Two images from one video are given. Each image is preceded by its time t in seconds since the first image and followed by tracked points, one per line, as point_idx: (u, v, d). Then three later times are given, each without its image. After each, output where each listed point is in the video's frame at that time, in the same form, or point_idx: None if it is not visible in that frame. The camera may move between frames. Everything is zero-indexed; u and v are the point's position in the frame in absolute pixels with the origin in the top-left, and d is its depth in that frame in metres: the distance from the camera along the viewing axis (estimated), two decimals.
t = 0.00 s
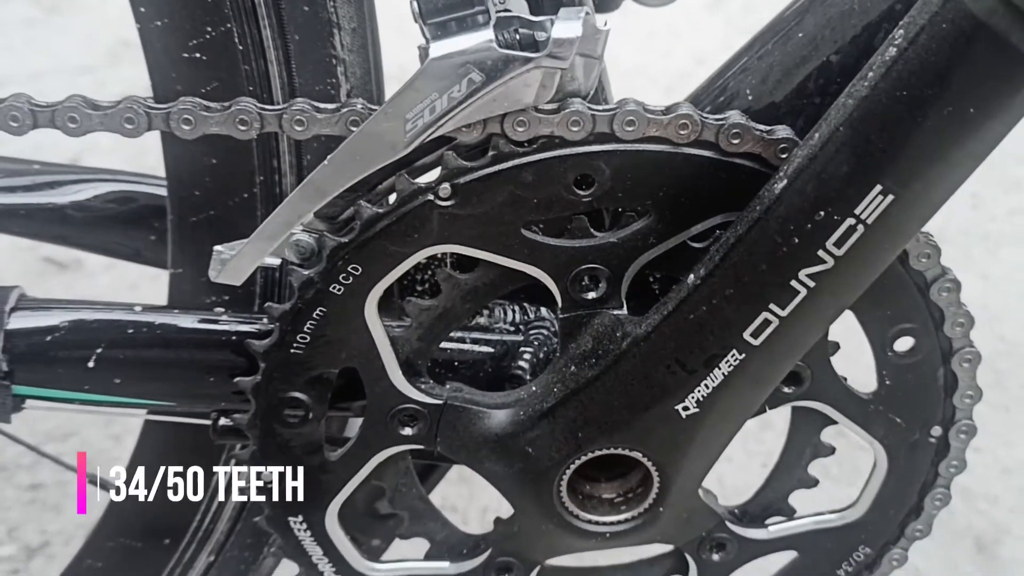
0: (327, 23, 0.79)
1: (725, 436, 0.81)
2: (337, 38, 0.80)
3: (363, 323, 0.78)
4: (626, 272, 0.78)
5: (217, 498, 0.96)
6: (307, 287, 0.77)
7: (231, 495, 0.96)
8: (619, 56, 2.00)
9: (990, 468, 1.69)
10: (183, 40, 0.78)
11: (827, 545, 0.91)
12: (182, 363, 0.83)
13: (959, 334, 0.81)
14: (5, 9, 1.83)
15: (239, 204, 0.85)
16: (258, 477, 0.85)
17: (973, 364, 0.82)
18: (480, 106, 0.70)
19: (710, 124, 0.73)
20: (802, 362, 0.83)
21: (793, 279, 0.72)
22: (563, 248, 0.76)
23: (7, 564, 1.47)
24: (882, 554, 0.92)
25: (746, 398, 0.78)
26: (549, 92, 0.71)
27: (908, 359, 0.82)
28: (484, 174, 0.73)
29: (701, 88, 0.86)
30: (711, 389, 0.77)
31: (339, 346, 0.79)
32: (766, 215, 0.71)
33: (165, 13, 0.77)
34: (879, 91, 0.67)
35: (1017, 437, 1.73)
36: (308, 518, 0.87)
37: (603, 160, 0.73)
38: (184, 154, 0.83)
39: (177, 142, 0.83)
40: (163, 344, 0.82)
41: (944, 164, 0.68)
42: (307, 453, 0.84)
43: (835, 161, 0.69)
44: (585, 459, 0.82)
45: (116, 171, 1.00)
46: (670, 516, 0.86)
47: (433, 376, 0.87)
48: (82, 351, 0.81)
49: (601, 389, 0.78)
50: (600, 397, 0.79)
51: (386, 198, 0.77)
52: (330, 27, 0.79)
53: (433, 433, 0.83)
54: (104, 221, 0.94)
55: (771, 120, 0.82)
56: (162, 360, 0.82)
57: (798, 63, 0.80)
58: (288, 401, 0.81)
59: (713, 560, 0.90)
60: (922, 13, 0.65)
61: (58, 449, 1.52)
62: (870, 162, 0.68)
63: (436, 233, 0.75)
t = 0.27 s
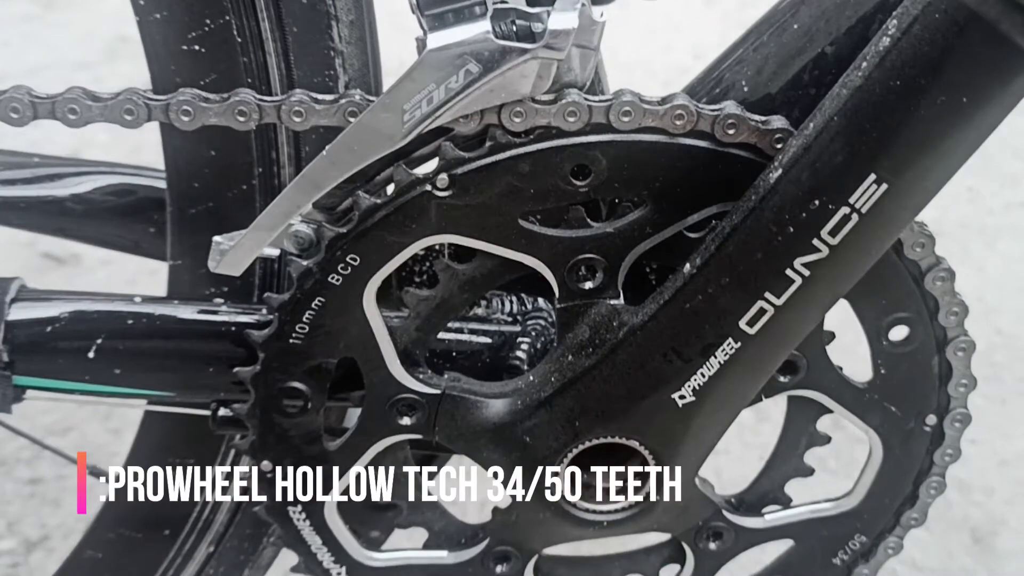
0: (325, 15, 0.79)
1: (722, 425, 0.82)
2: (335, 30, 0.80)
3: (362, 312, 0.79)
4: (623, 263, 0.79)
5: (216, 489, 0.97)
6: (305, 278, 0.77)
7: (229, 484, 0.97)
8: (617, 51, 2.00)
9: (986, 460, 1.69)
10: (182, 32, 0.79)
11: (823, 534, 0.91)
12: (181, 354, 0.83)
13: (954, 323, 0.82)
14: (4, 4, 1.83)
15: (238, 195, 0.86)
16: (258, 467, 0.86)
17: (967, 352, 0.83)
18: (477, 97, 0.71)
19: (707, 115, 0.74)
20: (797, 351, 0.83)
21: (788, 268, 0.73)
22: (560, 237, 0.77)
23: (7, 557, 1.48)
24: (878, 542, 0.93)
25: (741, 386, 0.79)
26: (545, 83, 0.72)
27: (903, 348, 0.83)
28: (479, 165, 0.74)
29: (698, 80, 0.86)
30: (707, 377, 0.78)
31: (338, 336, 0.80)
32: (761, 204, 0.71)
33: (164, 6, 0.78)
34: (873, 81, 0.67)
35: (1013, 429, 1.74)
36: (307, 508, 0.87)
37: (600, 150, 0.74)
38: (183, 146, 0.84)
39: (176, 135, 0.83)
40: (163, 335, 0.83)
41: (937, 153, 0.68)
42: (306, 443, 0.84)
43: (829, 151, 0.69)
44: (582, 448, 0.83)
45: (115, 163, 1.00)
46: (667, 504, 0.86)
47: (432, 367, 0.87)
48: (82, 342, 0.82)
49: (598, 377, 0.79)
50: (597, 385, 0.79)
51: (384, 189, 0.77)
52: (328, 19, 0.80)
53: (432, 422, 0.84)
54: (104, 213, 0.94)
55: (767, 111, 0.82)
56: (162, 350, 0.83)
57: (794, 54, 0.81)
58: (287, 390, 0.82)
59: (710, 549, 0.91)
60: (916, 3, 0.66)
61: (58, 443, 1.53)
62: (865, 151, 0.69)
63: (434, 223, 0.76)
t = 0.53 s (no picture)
0: (321, 5, 0.80)
1: (719, 413, 0.82)
2: (332, 20, 0.81)
3: (360, 302, 0.79)
4: (619, 252, 0.79)
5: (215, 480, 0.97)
6: (303, 267, 0.78)
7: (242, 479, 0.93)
8: (614, 46, 2.00)
9: (983, 453, 1.70)
10: (179, 22, 0.78)
11: (819, 523, 0.92)
12: (179, 344, 0.83)
13: (949, 311, 0.82)
14: None
15: (235, 186, 0.86)
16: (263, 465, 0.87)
17: (962, 341, 0.83)
18: (474, 86, 0.71)
19: (702, 103, 0.74)
20: (793, 340, 0.83)
21: (783, 256, 0.73)
22: (557, 227, 0.77)
23: (7, 551, 1.48)
24: (874, 531, 0.93)
25: (738, 375, 0.79)
26: (541, 71, 0.72)
27: (899, 336, 0.83)
28: (474, 155, 0.74)
29: (694, 70, 0.87)
30: (703, 366, 0.78)
31: (336, 325, 0.80)
32: (756, 192, 0.72)
33: None
34: (868, 68, 0.67)
35: (1010, 422, 1.74)
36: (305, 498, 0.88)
37: (596, 139, 0.74)
38: (180, 137, 0.84)
39: (173, 126, 0.83)
40: (161, 325, 0.83)
41: (931, 141, 0.69)
42: (304, 432, 0.85)
43: (824, 139, 0.70)
44: (579, 437, 0.83)
45: (113, 155, 1.00)
46: (664, 492, 0.87)
47: (428, 356, 0.87)
48: (81, 332, 0.82)
49: (595, 366, 0.79)
50: (594, 374, 0.80)
51: (380, 178, 0.78)
52: (325, 9, 0.80)
53: (429, 411, 0.84)
54: (101, 205, 0.94)
55: (763, 101, 0.82)
56: (160, 341, 0.83)
57: (790, 44, 0.81)
58: (284, 380, 0.82)
59: (707, 538, 0.91)
60: None
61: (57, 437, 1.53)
62: (859, 139, 0.69)
63: (431, 212, 0.76)
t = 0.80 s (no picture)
0: None
1: (716, 402, 0.82)
2: (330, 10, 0.81)
3: (358, 292, 0.79)
4: (616, 242, 0.79)
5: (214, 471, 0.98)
6: (301, 257, 0.78)
7: (242, 479, 0.93)
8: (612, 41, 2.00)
9: (981, 445, 1.70)
10: (178, 13, 0.79)
11: (816, 512, 0.92)
12: (179, 335, 0.84)
13: (945, 300, 0.82)
14: None
15: (234, 177, 0.86)
16: (263, 465, 0.88)
17: (958, 329, 0.84)
18: (471, 76, 0.71)
19: (699, 93, 0.74)
20: (789, 329, 0.84)
21: (780, 244, 0.73)
22: (554, 216, 0.77)
23: (6, 545, 1.48)
24: (870, 520, 0.94)
25: (734, 364, 0.79)
26: (538, 61, 0.72)
27: (895, 325, 0.84)
28: (472, 144, 0.75)
29: (690, 61, 0.87)
30: (700, 354, 0.78)
31: (334, 315, 0.80)
32: (753, 181, 0.72)
33: None
34: (863, 57, 0.68)
35: (1008, 414, 1.75)
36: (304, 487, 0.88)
37: (593, 129, 0.75)
38: (179, 128, 0.84)
39: (172, 116, 0.83)
40: (160, 315, 0.83)
41: (926, 129, 0.69)
42: (303, 422, 0.85)
43: (820, 127, 0.70)
44: (577, 426, 0.84)
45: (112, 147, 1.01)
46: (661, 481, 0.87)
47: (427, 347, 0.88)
48: (80, 323, 0.82)
49: (593, 355, 0.80)
50: (591, 363, 0.80)
51: (378, 168, 0.78)
52: None
53: (428, 401, 0.84)
54: (100, 197, 0.95)
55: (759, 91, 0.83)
56: (159, 331, 0.83)
57: (786, 34, 0.81)
58: (283, 369, 0.82)
59: (705, 527, 0.92)
60: None
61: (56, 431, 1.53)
62: (855, 127, 0.69)
63: (429, 201, 0.76)
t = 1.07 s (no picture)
0: None
1: (713, 386, 0.83)
2: None
3: (358, 278, 0.80)
4: (614, 228, 0.80)
5: (215, 459, 0.99)
6: (302, 243, 0.79)
7: (242, 479, 0.97)
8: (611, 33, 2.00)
9: (977, 434, 1.71)
10: (179, 2, 0.79)
11: (812, 496, 0.94)
12: (181, 321, 0.85)
13: (939, 285, 0.83)
14: None
15: (234, 165, 0.87)
16: (262, 465, 0.92)
17: (952, 315, 0.84)
18: (470, 63, 0.72)
19: (695, 80, 0.75)
20: (785, 315, 0.85)
21: (775, 229, 0.74)
22: (552, 202, 0.78)
23: (7, 536, 1.49)
24: (866, 504, 0.95)
25: (731, 348, 0.80)
26: (536, 48, 0.73)
27: (889, 310, 0.85)
28: (471, 131, 0.75)
29: (687, 49, 0.87)
30: (697, 339, 0.79)
31: (334, 301, 0.81)
32: (749, 166, 0.73)
33: None
34: (857, 43, 0.68)
35: (1004, 404, 1.75)
36: (306, 472, 0.89)
37: (590, 116, 0.75)
38: (179, 116, 0.85)
39: (172, 104, 0.84)
40: (162, 302, 0.84)
41: (920, 114, 0.70)
42: (304, 408, 0.86)
43: (815, 112, 0.71)
44: (575, 410, 0.84)
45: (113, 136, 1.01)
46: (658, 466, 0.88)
47: (427, 333, 0.88)
48: (83, 309, 0.83)
49: (591, 340, 0.81)
50: (590, 347, 0.81)
51: (378, 155, 0.78)
52: None
53: (428, 386, 0.85)
54: (102, 185, 0.95)
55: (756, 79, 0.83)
56: (161, 318, 0.84)
57: (782, 22, 0.81)
58: (284, 355, 0.83)
59: (702, 511, 0.93)
60: None
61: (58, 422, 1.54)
62: (849, 112, 0.70)
63: (428, 187, 0.77)
